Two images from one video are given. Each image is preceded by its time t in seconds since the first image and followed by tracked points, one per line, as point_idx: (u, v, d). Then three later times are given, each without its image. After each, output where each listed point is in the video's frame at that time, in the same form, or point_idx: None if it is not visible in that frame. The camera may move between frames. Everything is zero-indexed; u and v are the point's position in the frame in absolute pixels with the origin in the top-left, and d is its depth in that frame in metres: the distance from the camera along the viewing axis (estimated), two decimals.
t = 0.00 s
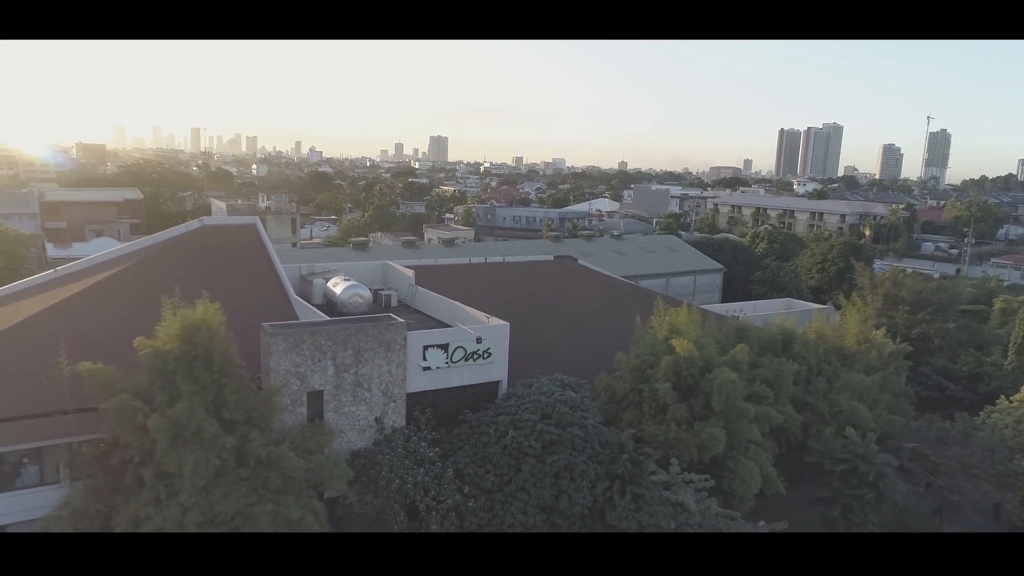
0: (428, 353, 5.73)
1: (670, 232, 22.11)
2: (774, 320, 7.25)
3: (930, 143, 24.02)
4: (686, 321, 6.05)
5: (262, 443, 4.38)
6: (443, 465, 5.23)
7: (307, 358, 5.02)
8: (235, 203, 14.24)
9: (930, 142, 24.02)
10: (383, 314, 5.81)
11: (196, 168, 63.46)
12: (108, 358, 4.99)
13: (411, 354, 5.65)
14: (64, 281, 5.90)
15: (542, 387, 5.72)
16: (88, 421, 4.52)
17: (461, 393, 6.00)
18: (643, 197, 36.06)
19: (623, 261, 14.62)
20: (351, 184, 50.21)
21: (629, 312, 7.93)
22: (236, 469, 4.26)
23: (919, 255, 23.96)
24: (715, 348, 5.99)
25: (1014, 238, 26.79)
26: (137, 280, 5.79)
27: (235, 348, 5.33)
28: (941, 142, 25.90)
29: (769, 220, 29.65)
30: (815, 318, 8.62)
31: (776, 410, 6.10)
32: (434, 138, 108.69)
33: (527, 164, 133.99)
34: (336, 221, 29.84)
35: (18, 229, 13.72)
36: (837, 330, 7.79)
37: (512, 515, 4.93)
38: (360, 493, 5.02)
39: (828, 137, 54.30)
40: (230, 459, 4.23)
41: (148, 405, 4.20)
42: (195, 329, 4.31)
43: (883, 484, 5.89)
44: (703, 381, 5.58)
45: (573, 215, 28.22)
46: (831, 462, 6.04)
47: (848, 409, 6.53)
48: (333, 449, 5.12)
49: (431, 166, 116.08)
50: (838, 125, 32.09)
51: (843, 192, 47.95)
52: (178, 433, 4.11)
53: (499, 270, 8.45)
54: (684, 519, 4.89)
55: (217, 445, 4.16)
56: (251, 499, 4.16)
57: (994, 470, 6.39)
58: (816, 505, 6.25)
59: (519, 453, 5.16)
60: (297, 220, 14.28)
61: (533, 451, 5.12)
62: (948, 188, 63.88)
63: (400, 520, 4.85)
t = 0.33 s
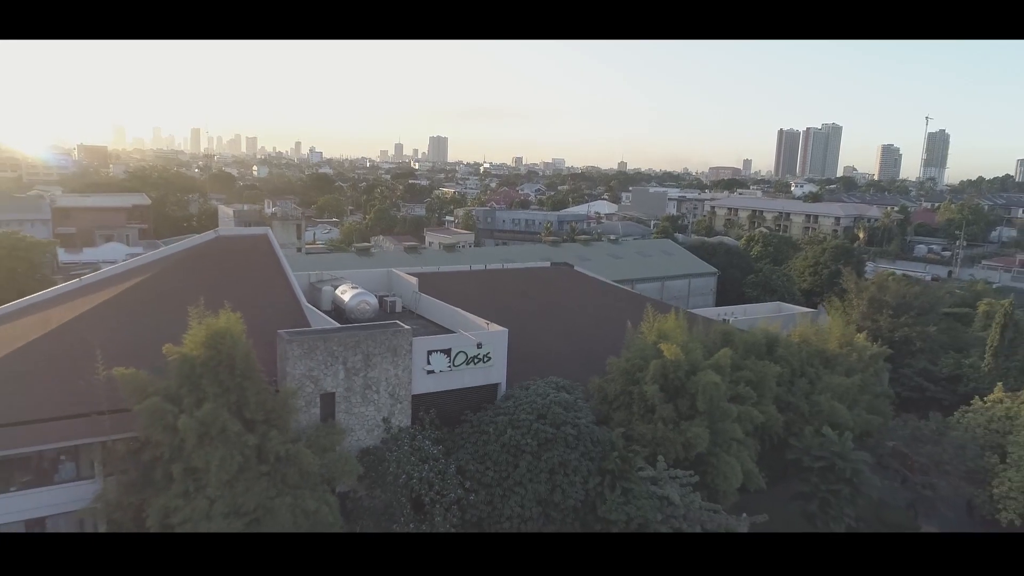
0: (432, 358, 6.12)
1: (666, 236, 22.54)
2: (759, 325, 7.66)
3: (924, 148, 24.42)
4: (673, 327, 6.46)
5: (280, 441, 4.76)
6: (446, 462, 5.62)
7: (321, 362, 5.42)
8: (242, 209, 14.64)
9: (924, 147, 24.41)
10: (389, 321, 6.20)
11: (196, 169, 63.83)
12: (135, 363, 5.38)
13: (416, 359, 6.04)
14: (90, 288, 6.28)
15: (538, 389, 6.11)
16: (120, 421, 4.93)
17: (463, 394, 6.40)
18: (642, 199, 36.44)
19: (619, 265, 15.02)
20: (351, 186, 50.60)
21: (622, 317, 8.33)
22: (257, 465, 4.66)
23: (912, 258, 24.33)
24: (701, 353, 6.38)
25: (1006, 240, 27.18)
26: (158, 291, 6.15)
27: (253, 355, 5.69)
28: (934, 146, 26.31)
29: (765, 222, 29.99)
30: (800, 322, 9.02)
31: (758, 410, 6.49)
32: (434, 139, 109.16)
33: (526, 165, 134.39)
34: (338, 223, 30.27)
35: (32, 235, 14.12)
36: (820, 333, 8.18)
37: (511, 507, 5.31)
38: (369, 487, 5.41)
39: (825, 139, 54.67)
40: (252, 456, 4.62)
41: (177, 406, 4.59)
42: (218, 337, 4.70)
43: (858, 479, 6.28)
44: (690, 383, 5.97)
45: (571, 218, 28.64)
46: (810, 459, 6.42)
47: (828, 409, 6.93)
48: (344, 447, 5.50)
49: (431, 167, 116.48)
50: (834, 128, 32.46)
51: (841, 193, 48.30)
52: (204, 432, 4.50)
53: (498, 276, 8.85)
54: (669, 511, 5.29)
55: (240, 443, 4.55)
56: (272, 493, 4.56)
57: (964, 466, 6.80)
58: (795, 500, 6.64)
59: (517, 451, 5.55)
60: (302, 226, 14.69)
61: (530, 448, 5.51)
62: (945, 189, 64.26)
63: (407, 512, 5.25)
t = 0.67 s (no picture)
0: (435, 362, 6.52)
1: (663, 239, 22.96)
2: (745, 330, 8.06)
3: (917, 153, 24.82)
4: (661, 332, 6.85)
5: (295, 440, 5.16)
6: (448, 459, 6.01)
7: (331, 367, 5.82)
8: (248, 214, 15.03)
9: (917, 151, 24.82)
10: (394, 328, 6.60)
11: (198, 171, 64.28)
12: (158, 368, 5.78)
13: (420, 363, 6.44)
14: (113, 297, 6.66)
15: (534, 392, 6.51)
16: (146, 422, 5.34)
17: (463, 396, 6.80)
18: (640, 202, 36.80)
19: (615, 269, 15.41)
20: (352, 188, 51.07)
21: (615, 322, 8.72)
22: (274, 462, 5.05)
23: (905, 260, 24.70)
24: (688, 357, 6.78)
25: (999, 243, 27.57)
26: (177, 300, 6.52)
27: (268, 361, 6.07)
28: (927, 150, 26.71)
29: (761, 224, 30.36)
30: (787, 326, 9.43)
31: (742, 411, 6.89)
32: (434, 140, 109.63)
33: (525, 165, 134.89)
34: (340, 226, 30.66)
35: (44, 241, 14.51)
36: (805, 338, 8.58)
37: (508, 502, 5.69)
38: (377, 483, 5.80)
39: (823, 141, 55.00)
40: (269, 454, 5.01)
41: (200, 408, 5.00)
42: (238, 344, 5.09)
43: (836, 475, 6.68)
44: (677, 385, 6.37)
45: (570, 221, 29.05)
46: (790, 458, 6.81)
47: (809, 410, 7.34)
48: (353, 446, 5.90)
49: (431, 168, 116.88)
50: (829, 130, 32.73)
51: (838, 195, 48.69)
52: (226, 432, 4.88)
53: (496, 283, 9.24)
54: (655, 505, 5.67)
55: (258, 442, 4.94)
56: (288, 488, 4.96)
57: (937, 463, 7.19)
58: (777, 495, 7.04)
59: (513, 449, 5.94)
60: (307, 232, 15.09)
61: (526, 446, 5.89)
62: (942, 190, 64.71)
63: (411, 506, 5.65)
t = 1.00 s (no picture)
0: (437, 365, 6.91)
1: (660, 242, 23.34)
2: (732, 333, 8.45)
3: (911, 156, 25.21)
4: (651, 338, 7.25)
5: (307, 439, 5.55)
6: (449, 457, 6.40)
7: (340, 371, 6.21)
8: (254, 220, 15.41)
9: (910, 154, 25.21)
10: (398, 334, 6.99)
11: (198, 173, 64.64)
12: (180, 371, 6.18)
13: (423, 367, 6.83)
14: (133, 304, 7.04)
15: (530, 394, 6.90)
16: (170, 422, 5.73)
17: (464, 398, 7.20)
18: (638, 203, 37.16)
19: (611, 272, 15.78)
20: (352, 190, 51.46)
21: (609, 326, 9.12)
22: (288, 460, 5.43)
23: (899, 261, 25.08)
24: (676, 360, 7.17)
25: (991, 244, 27.95)
26: (193, 308, 6.89)
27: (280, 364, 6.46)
28: (921, 152, 27.10)
29: (757, 226, 30.75)
30: (774, 330, 9.81)
31: (727, 411, 7.28)
32: (434, 141, 110.04)
33: (525, 166, 135.12)
34: (341, 228, 31.02)
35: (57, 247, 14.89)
36: (790, 342, 8.97)
37: (505, 496, 6.08)
38: (383, 480, 6.18)
39: (821, 141, 55.36)
40: (283, 452, 5.40)
41: (220, 409, 5.39)
42: (255, 350, 5.50)
43: (816, 472, 7.06)
44: (665, 387, 6.75)
45: (568, 223, 29.45)
46: (773, 455, 7.20)
47: (792, 410, 7.74)
48: (360, 444, 6.30)
49: (431, 168, 117.25)
50: (829, 130, 32.98)
51: (835, 196, 49.04)
52: (244, 431, 5.27)
53: (496, 288, 9.62)
54: (643, 500, 6.05)
55: (274, 441, 5.33)
56: (301, 484, 5.35)
57: (914, 460, 7.57)
58: (761, 491, 7.43)
59: (511, 447, 6.33)
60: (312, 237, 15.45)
61: (522, 445, 6.28)
62: (939, 190, 65.13)
63: (415, 500, 6.04)
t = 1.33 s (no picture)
0: (438, 367, 7.31)
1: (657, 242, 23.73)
2: (720, 335, 8.84)
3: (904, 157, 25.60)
4: (641, 340, 7.65)
5: (317, 436, 5.95)
6: (449, 453, 6.80)
7: (347, 372, 6.61)
8: (258, 222, 15.78)
9: (904, 155, 25.60)
10: (401, 337, 7.38)
11: (198, 172, 64.94)
12: (197, 372, 6.57)
13: (425, 368, 7.23)
14: (149, 309, 7.42)
15: (526, 393, 7.30)
16: (189, 420, 6.12)
17: (464, 397, 7.60)
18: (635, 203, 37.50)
19: (607, 273, 16.17)
20: (352, 189, 51.74)
21: (602, 327, 9.52)
22: (300, 455, 5.83)
23: (892, 261, 25.48)
24: (664, 361, 7.56)
25: (984, 244, 28.35)
26: (207, 313, 7.27)
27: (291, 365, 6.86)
28: (914, 153, 27.51)
29: (753, 225, 31.12)
30: (762, 331, 10.21)
31: (713, 409, 7.68)
32: (433, 139, 110.31)
33: (524, 164, 135.42)
34: (342, 227, 31.36)
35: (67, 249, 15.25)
36: (776, 342, 9.37)
37: (503, 489, 6.48)
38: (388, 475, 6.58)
39: (819, 140, 55.64)
40: (296, 448, 5.79)
41: (236, 408, 5.79)
42: (269, 353, 5.90)
43: (797, 467, 7.46)
44: (653, 387, 7.15)
45: (567, 223, 29.83)
46: (756, 451, 7.61)
47: (776, 408, 8.13)
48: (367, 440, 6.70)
49: (431, 166, 117.52)
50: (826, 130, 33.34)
51: (832, 195, 49.39)
52: (259, 429, 5.66)
53: (494, 291, 10.01)
54: (632, 493, 6.44)
55: (287, 437, 5.72)
56: (312, 477, 5.75)
57: (891, 456, 7.97)
58: (745, 484, 7.84)
59: (507, 443, 6.72)
60: (315, 239, 15.72)
61: (518, 441, 6.68)
62: (936, 189, 65.52)
63: (417, 494, 6.45)
